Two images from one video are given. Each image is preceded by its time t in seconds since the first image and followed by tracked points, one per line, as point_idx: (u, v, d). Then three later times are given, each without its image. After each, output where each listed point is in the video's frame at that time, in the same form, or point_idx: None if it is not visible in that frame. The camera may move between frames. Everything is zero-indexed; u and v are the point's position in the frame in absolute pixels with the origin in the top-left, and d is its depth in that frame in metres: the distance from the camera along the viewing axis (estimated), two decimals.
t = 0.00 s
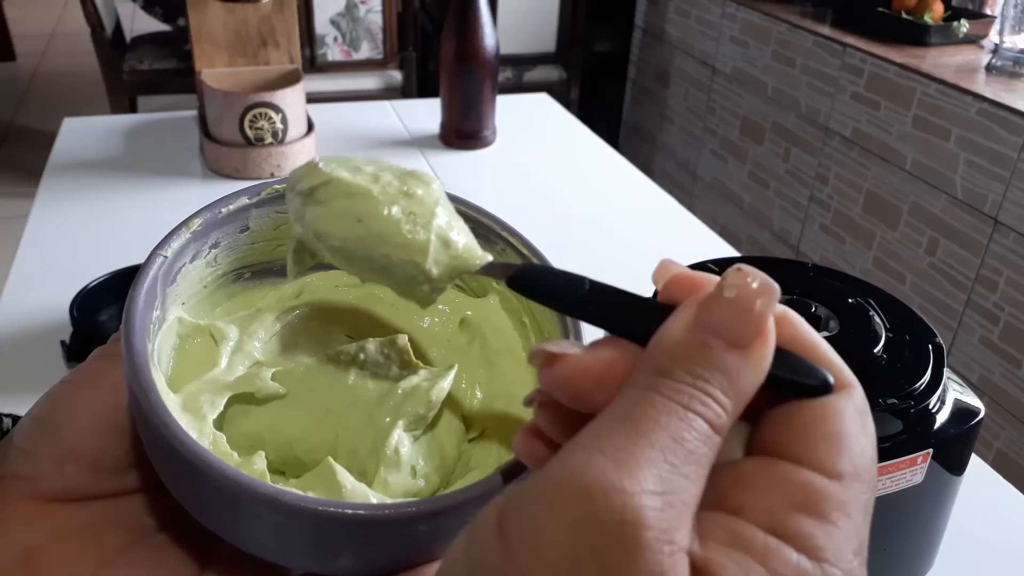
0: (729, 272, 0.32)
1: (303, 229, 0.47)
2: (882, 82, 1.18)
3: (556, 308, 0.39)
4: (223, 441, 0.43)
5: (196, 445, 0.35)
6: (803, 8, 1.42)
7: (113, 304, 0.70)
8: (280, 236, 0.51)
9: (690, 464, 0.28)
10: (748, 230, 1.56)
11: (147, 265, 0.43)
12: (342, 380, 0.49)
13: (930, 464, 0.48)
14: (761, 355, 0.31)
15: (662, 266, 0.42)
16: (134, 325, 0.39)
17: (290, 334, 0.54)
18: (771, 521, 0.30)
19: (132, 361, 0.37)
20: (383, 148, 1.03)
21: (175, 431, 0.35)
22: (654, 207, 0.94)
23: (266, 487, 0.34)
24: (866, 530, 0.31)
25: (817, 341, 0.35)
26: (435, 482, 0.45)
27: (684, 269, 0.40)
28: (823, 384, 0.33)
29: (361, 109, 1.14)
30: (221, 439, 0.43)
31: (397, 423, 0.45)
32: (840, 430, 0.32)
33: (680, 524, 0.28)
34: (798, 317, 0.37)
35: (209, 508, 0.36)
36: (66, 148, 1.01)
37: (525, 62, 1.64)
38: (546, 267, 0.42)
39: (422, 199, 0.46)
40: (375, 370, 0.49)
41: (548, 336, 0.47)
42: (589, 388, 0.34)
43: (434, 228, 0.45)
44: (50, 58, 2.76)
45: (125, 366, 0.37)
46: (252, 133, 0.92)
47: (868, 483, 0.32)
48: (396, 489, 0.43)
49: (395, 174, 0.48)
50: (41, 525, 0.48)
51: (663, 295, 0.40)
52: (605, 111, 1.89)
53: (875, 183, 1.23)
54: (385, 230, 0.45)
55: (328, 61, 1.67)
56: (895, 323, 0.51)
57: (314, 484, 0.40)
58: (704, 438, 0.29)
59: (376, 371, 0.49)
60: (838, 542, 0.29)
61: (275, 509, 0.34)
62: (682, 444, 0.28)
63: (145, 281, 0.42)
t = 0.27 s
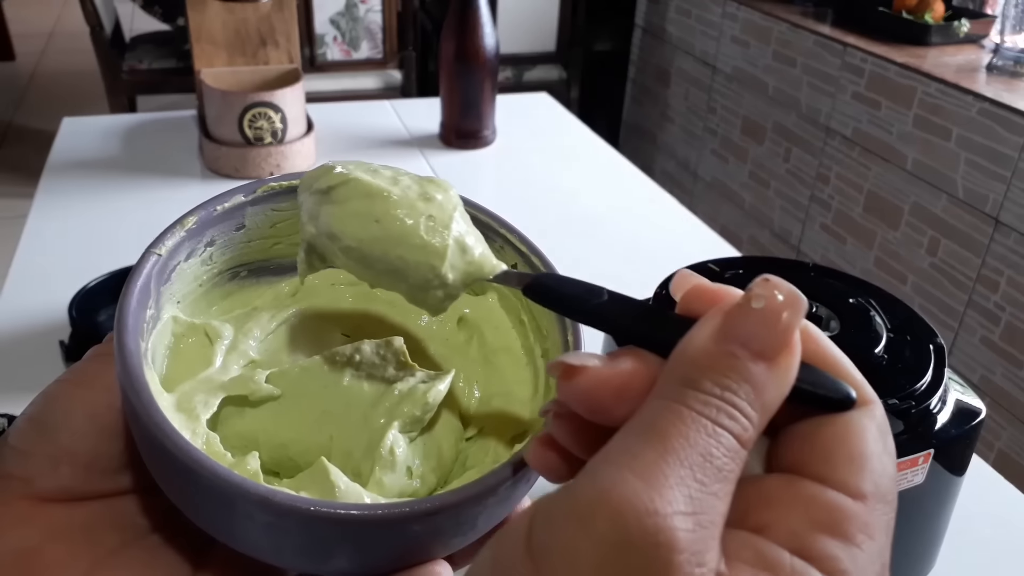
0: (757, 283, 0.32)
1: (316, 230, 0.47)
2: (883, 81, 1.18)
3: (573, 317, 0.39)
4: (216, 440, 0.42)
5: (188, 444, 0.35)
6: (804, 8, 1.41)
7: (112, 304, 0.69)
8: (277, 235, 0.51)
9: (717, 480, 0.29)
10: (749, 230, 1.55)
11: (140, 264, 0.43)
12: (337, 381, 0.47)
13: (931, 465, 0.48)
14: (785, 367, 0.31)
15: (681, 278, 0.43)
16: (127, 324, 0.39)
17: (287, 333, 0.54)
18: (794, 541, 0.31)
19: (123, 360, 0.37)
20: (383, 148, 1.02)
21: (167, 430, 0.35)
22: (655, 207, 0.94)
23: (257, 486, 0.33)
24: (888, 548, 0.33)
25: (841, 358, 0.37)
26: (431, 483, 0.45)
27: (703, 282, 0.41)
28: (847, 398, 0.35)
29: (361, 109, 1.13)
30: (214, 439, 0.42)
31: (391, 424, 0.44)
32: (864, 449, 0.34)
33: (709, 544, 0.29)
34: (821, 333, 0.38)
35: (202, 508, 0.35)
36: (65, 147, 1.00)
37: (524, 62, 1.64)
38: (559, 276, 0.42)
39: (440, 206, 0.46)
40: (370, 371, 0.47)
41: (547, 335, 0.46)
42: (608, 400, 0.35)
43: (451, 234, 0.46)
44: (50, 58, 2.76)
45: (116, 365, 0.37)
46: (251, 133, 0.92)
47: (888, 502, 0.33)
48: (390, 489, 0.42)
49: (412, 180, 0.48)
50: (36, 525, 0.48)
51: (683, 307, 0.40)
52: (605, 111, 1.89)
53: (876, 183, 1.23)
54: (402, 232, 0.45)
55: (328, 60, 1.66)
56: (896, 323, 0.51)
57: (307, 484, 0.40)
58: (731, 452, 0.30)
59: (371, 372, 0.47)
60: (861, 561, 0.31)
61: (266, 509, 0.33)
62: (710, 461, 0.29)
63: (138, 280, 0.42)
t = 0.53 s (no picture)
0: (774, 292, 0.32)
1: (325, 237, 0.46)
2: (887, 79, 1.16)
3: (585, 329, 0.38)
4: (212, 445, 0.41)
5: (183, 449, 0.33)
6: (807, 6, 1.40)
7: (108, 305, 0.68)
8: (271, 235, 0.50)
9: (734, 494, 0.30)
10: (752, 229, 1.54)
11: (134, 266, 0.42)
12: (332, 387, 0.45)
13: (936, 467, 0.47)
14: (802, 378, 0.32)
15: (691, 285, 0.41)
16: (121, 329, 0.38)
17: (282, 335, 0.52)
18: (810, 555, 0.32)
19: (117, 364, 0.36)
20: (381, 146, 1.01)
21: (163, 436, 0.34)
22: (659, 205, 0.93)
23: (254, 493, 0.32)
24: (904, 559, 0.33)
25: (857, 371, 0.37)
26: (429, 488, 0.43)
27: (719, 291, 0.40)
28: (862, 411, 0.35)
29: (359, 107, 1.12)
30: (210, 444, 0.41)
31: (389, 429, 0.43)
32: (880, 462, 0.34)
33: (726, 559, 0.29)
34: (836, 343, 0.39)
35: (196, 514, 0.34)
36: (61, 146, 0.99)
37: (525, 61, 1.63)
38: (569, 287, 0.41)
39: (452, 214, 0.45)
40: (366, 377, 0.46)
41: (545, 338, 0.45)
42: (623, 413, 0.34)
43: (463, 242, 0.44)
44: (46, 56, 2.74)
45: (110, 369, 0.36)
46: (247, 131, 0.90)
47: (906, 517, 0.34)
48: (388, 495, 0.41)
49: (423, 187, 0.47)
50: (26, 531, 0.46)
51: (697, 316, 0.40)
52: (606, 110, 1.88)
53: (879, 182, 1.22)
54: (413, 240, 0.44)
55: (326, 58, 1.65)
56: (899, 323, 0.49)
57: (304, 491, 0.38)
58: (748, 465, 0.30)
59: (367, 378, 0.46)
60: None
61: (264, 517, 0.32)
62: (726, 475, 0.30)
63: (132, 283, 0.41)
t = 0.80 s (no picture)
0: (781, 298, 0.34)
1: (331, 242, 0.46)
2: (886, 80, 1.17)
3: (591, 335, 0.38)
4: (215, 447, 0.41)
5: (186, 451, 0.34)
6: (806, 6, 1.41)
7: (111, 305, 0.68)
8: (274, 235, 0.50)
9: (740, 499, 0.31)
10: (751, 229, 1.55)
11: (137, 267, 0.42)
12: (335, 389, 0.45)
13: (934, 467, 0.47)
14: (807, 385, 0.33)
15: (696, 292, 0.42)
16: (124, 329, 0.38)
17: (284, 336, 0.53)
18: (816, 562, 0.33)
19: (120, 365, 0.36)
20: (382, 147, 1.01)
21: (163, 438, 0.34)
22: (658, 206, 0.93)
23: (256, 494, 0.33)
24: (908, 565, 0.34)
25: (864, 376, 0.38)
26: (432, 489, 0.44)
27: (723, 300, 0.41)
28: (871, 418, 0.36)
29: (360, 107, 1.13)
30: (213, 446, 0.41)
31: (392, 431, 0.43)
32: (884, 470, 0.35)
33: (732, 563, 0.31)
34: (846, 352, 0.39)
35: (200, 515, 0.34)
36: (62, 146, 0.99)
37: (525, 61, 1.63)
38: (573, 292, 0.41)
39: (458, 220, 0.45)
40: (370, 379, 0.46)
41: (547, 339, 0.46)
42: (627, 419, 0.36)
43: (469, 248, 0.44)
44: (46, 57, 2.74)
45: (113, 370, 0.36)
46: (248, 132, 0.91)
47: (910, 524, 0.35)
48: (391, 497, 0.41)
49: (429, 193, 0.47)
50: (30, 531, 0.47)
51: (702, 322, 0.40)
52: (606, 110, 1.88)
53: (878, 182, 1.22)
54: (420, 246, 0.44)
55: (326, 58, 1.65)
56: (898, 323, 0.50)
57: (307, 491, 0.39)
58: (754, 471, 0.32)
59: (370, 380, 0.46)
60: None
61: (266, 518, 0.32)
62: (733, 479, 0.31)
63: (135, 283, 0.41)
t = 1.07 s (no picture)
0: (787, 305, 0.34)
1: (334, 246, 0.46)
2: (886, 80, 1.17)
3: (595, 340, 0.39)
4: (213, 447, 0.41)
5: (184, 452, 0.34)
6: (806, 6, 1.41)
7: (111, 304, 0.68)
8: (272, 234, 0.50)
9: (744, 507, 0.32)
10: (751, 229, 1.55)
11: (135, 267, 0.42)
12: (334, 389, 0.45)
13: (934, 467, 0.47)
14: (813, 393, 0.33)
15: (704, 298, 0.42)
16: (122, 329, 0.38)
17: (283, 335, 0.52)
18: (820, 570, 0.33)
19: (118, 365, 0.36)
20: (382, 147, 1.01)
21: (161, 440, 0.34)
22: (658, 206, 0.93)
23: (253, 496, 0.33)
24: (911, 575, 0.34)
25: (867, 385, 0.38)
26: (431, 489, 0.43)
27: (731, 306, 0.41)
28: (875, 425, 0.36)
29: (360, 107, 1.12)
30: (211, 446, 0.41)
31: (390, 431, 0.43)
32: (888, 478, 0.35)
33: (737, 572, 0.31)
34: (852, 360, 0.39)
35: (199, 517, 0.34)
36: (61, 146, 0.99)
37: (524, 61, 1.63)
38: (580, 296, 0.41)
39: (462, 224, 0.45)
40: (369, 379, 0.45)
41: (547, 338, 0.46)
42: (632, 427, 0.36)
43: (473, 252, 0.44)
44: (45, 57, 2.74)
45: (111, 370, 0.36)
46: (248, 131, 0.90)
47: (913, 533, 0.35)
48: (390, 497, 0.41)
49: (433, 196, 0.47)
50: (30, 530, 0.47)
51: (708, 328, 0.40)
52: (606, 110, 1.88)
53: (878, 182, 1.22)
54: (424, 250, 0.44)
55: (326, 58, 1.65)
56: (899, 323, 0.50)
57: (306, 491, 0.39)
58: (758, 480, 0.32)
59: (369, 380, 0.45)
60: None
61: (264, 518, 0.32)
62: (737, 489, 0.31)
63: (133, 283, 0.41)
